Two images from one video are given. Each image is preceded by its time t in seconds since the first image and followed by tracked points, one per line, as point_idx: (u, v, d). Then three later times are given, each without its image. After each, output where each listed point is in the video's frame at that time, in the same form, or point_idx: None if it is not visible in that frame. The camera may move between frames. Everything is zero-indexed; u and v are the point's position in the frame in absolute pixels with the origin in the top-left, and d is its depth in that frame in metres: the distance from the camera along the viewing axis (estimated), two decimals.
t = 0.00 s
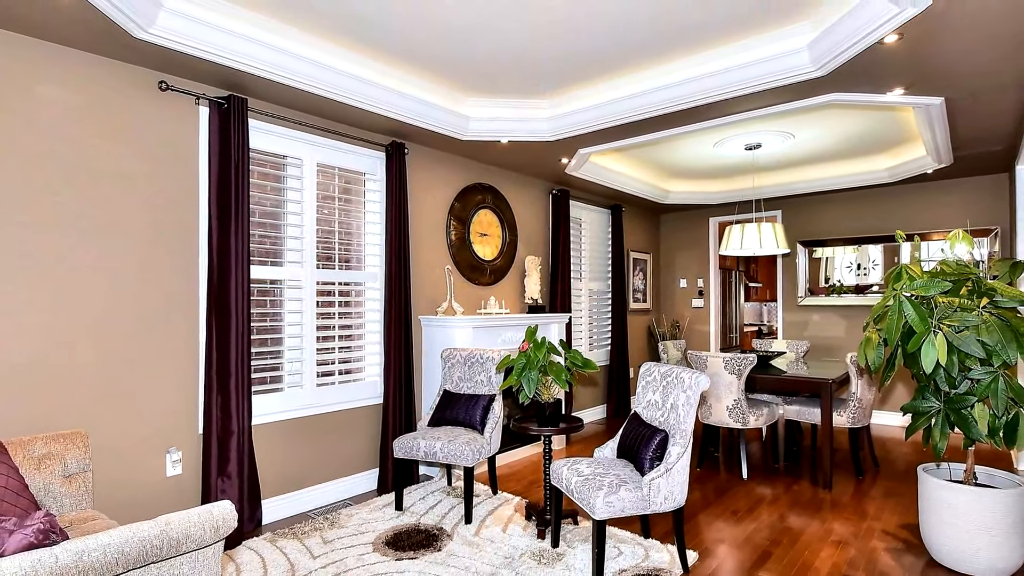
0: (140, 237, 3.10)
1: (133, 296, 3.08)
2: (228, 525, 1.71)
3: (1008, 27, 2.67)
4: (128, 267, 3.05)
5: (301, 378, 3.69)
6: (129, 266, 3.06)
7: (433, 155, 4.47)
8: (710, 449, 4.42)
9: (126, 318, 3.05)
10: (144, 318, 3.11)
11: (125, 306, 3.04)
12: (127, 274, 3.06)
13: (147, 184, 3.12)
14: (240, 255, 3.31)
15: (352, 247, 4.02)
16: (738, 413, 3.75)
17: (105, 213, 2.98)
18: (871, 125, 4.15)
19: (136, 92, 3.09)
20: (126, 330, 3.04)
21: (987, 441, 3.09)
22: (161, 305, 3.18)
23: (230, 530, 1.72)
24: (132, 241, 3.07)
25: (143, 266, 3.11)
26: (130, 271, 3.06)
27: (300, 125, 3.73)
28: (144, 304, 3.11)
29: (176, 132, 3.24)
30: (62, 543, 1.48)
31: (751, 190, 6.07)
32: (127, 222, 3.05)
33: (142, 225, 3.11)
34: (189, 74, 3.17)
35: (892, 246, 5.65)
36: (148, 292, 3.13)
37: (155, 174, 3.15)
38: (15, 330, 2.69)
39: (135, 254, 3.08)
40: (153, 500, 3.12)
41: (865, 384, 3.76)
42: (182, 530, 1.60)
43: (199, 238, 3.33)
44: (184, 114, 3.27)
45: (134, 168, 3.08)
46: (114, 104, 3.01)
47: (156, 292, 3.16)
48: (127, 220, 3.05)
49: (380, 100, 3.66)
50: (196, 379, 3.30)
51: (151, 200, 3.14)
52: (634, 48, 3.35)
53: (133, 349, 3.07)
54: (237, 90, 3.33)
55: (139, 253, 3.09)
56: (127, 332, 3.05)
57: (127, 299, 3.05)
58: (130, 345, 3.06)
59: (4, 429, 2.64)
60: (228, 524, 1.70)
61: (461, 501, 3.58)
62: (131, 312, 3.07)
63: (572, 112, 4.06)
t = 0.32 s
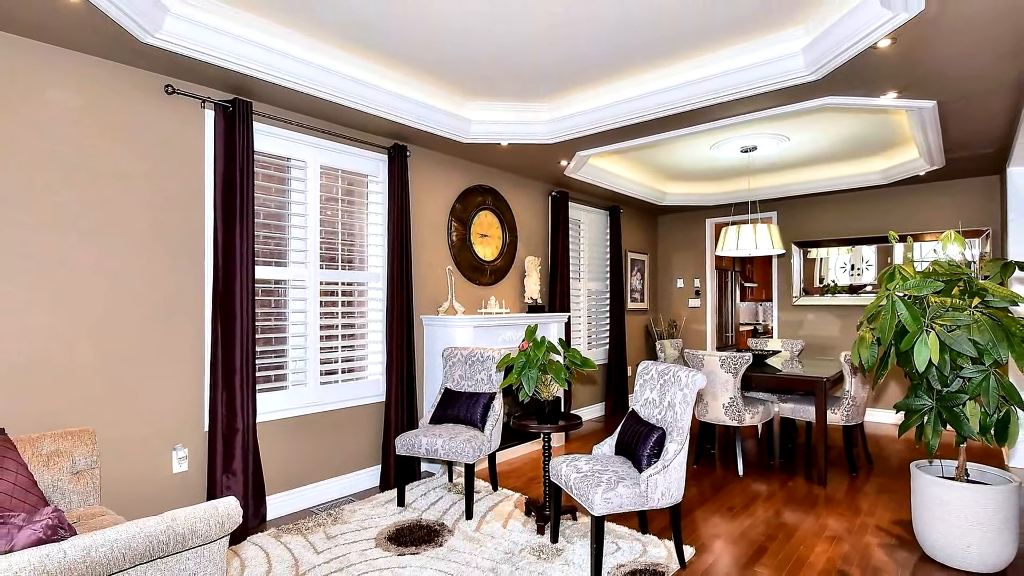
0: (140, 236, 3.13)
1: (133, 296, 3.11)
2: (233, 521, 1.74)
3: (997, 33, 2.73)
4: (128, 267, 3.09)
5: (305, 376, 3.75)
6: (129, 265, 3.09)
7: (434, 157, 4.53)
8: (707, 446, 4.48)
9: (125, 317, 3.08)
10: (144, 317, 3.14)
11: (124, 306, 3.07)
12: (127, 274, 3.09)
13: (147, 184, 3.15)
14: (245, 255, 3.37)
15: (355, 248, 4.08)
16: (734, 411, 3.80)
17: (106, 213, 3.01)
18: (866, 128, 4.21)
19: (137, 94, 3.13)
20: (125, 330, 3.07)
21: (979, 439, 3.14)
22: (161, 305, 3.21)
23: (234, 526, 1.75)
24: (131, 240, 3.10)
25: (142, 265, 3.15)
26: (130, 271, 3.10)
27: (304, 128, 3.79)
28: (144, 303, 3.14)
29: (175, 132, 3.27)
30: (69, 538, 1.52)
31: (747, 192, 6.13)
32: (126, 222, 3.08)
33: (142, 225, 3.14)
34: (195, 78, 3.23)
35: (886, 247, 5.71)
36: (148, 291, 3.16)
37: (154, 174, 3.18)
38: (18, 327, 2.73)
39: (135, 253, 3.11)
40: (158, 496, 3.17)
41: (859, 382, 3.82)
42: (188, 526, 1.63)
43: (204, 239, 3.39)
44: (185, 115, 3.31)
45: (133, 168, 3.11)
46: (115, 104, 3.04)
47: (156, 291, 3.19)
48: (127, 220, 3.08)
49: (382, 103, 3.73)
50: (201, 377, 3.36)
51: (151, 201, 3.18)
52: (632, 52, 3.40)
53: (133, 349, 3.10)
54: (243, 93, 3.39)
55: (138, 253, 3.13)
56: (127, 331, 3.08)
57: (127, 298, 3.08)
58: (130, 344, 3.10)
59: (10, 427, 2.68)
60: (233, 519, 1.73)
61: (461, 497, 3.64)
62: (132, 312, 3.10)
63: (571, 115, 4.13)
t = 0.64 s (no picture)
0: (139, 236, 3.16)
1: (132, 296, 3.14)
2: (237, 518, 1.79)
3: (988, 37, 2.78)
4: (128, 267, 3.12)
5: (308, 375, 3.81)
6: (128, 265, 3.13)
7: (434, 159, 4.58)
8: (705, 444, 4.54)
9: (126, 317, 3.11)
10: (144, 318, 3.17)
11: (125, 305, 3.10)
12: (127, 274, 3.12)
13: (146, 184, 3.18)
14: (249, 256, 3.43)
15: (357, 249, 4.14)
16: (731, 409, 3.86)
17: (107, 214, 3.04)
18: (861, 131, 4.27)
19: (142, 97, 3.18)
20: (125, 329, 3.10)
21: (971, 436, 3.17)
22: (161, 304, 3.24)
23: (239, 523, 1.80)
24: (132, 240, 3.14)
25: (141, 265, 3.18)
26: (130, 271, 3.13)
27: (308, 131, 3.85)
28: (143, 303, 3.17)
29: (177, 134, 3.31)
30: (71, 536, 1.55)
31: (744, 194, 6.19)
32: (126, 222, 3.11)
33: (142, 225, 3.17)
34: (199, 82, 3.29)
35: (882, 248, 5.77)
36: (147, 291, 3.19)
37: (153, 174, 3.21)
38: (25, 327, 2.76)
39: (135, 253, 3.14)
40: (164, 492, 3.22)
41: (854, 381, 3.87)
42: (192, 523, 1.67)
43: (209, 240, 3.44)
44: (186, 117, 3.35)
45: (132, 168, 3.14)
46: (118, 106, 3.09)
47: (156, 291, 3.22)
48: (126, 220, 3.11)
49: (384, 106, 3.79)
50: (205, 376, 3.42)
51: (151, 201, 3.21)
52: (631, 56, 3.46)
53: (133, 348, 3.13)
54: (246, 96, 3.44)
55: (138, 252, 3.16)
56: (129, 330, 3.12)
57: (127, 298, 3.12)
58: (131, 343, 3.13)
59: (17, 425, 2.73)
60: (237, 515, 1.78)
61: (462, 494, 3.69)
62: (133, 311, 3.13)
63: (570, 118, 4.19)
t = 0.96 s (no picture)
0: (140, 237, 3.20)
1: (133, 296, 3.17)
2: (240, 514, 1.84)
3: (980, 41, 2.83)
4: (128, 268, 3.15)
5: (311, 374, 3.86)
6: (129, 266, 3.15)
7: (435, 160, 4.64)
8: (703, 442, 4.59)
9: (127, 317, 3.14)
10: (145, 318, 3.21)
11: (126, 306, 3.14)
12: (127, 274, 3.15)
13: (147, 185, 3.22)
14: (253, 256, 3.48)
15: (359, 249, 4.19)
16: (728, 408, 3.90)
17: (109, 216, 3.08)
18: (857, 133, 4.33)
19: (146, 100, 3.23)
20: (126, 330, 3.14)
21: (965, 434, 3.20)
22: (161, 304, 3.27)
23: (242, 519, 1.85)
24: (133, 241, 3.17)
25: (142, 266, 3.21)
26: (130, 272, 3.16)
27: (311, 133, 3.90)
28: (144, 303, 3.20)
29: (180, 136, 3.36)
30: (77, 533, 1.59)
31: (741, 195, 6.23)
32: (127, 223, 3.15)
33: (143, 226, 3.21)
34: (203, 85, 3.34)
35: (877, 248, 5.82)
36: (147, 291, 3.22)
37: (155, 175, 3.25)
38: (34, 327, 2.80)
39: (136, 253, 3.18)
40: (169, 489, 3.27)
41: (850, 379, 3.92)
42: (196, 520, 1.72)
43: (212, 240, 3.48)
44: (190, 120, 3.40)
45: (132, 170, 3.17)
46: (120, 108, 3.12)
47: (156, 291, 3.25)
48: (128, 221, 3.15)
49: (385, 108, 3.85)
50: (209, 375, 3.46)
51: (152, 202, 3.25)
52: (630, 59, 3.51)
53: (134, 348, 3.16)
54: (249, 99, 3.49)
55: (139, 253, 3.19)
56: (130, 330, 3.15)
57: (128, 298, 3.15)
58: (132, 343, 3.16)
59: (25, 423, 2.78)
60: (240, 511, 1.83)
61: (462, 492, 3.74)
62: (134, 312, 3.17)
63: (570, 120, 4.24)
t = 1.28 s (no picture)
0: (143, 236, 3.19)
1: (136, 295, 3.16)
2: (242, 512, 1.87)
3: (974, 45, 2.88)
4: (132, 267, 3.14)
5: (313, 373, 3.91)
6: (131, 265, 3.14)
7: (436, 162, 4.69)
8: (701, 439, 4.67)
9: (130, 316, 3.13)
10: (148, 318, 3.20)
11: (130, 305, 3.12)
12: (130, 273, 3.13)
13: (149, 184, 3.21)
14: (256, 258, 3.57)
15: (361, 250, 4.24)
16: (725, 406, 3.98)
17: (113, 215, 3.07)
18: (852, 134, 4.39)
19: (153, 102, 3.23)
20: (129, 329, 3.12)
21: (961, 433, 3.21)
22: (162, 304, 3.26)
23: (245, 517, 1.88)
24: (135, 240, 3.15)
25: (145, 266, 3.19)
26: (133, 271, 3.15)
27: (314, 134, 3.94)
28: (146, 302, 3.19)
29: (185, 137, 3.37)
30: (84, 529, 1.62)
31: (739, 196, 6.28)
32: (130, 222, 3.13)
33: (146, 225, 3.19)
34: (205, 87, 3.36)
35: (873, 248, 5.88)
36: (150, 291, 3.21)
37: (156, 175, 3.24)
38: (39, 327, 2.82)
39: (139, 252, 3.16)
40: (174, 488, 3.29)
41: (847, 379, 4.01)
42: (198, 517, 1.75)
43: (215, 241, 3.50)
44: (194, 121, 3.41)
45: (135, 168, 3.15)
46: (128, 109, 3.12)
47: (157, 291, 3.24)
48: (131, 220, 3.13)
49: (383, 109, 3.93)
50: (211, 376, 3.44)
51: (155, 201, 3.24)
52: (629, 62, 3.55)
53: (136, 347, 3.14)
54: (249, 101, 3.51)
55: (140, 252, 3.17)
56: (134, 330, 3.15)
57: (131, 297, 3.13)
58: (133, 343, 3.14)
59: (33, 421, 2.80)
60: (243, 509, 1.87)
61: (462, 491, 3.77)
62: (137, 311, 3.16)
63: (570, 121, 4.29)
